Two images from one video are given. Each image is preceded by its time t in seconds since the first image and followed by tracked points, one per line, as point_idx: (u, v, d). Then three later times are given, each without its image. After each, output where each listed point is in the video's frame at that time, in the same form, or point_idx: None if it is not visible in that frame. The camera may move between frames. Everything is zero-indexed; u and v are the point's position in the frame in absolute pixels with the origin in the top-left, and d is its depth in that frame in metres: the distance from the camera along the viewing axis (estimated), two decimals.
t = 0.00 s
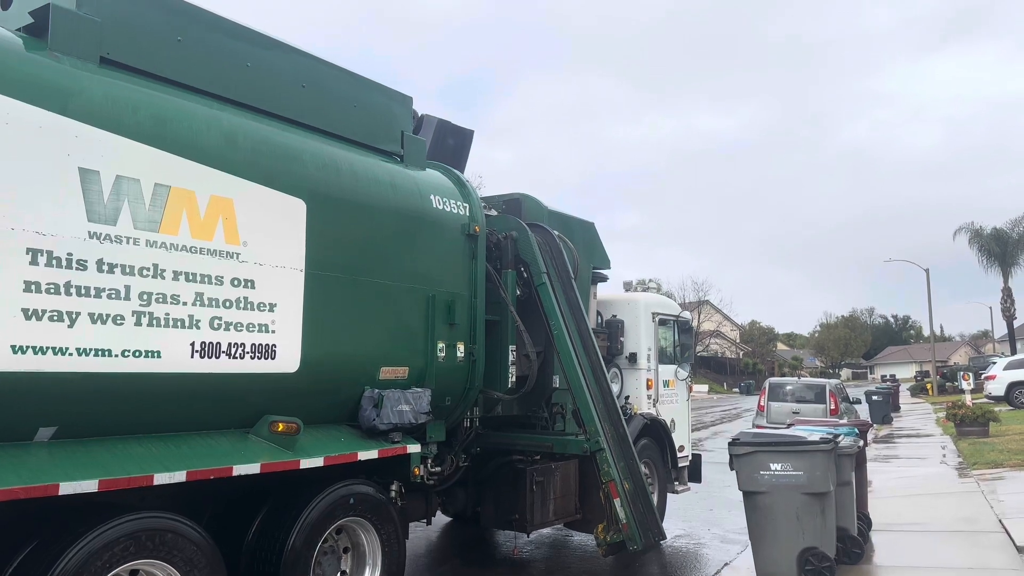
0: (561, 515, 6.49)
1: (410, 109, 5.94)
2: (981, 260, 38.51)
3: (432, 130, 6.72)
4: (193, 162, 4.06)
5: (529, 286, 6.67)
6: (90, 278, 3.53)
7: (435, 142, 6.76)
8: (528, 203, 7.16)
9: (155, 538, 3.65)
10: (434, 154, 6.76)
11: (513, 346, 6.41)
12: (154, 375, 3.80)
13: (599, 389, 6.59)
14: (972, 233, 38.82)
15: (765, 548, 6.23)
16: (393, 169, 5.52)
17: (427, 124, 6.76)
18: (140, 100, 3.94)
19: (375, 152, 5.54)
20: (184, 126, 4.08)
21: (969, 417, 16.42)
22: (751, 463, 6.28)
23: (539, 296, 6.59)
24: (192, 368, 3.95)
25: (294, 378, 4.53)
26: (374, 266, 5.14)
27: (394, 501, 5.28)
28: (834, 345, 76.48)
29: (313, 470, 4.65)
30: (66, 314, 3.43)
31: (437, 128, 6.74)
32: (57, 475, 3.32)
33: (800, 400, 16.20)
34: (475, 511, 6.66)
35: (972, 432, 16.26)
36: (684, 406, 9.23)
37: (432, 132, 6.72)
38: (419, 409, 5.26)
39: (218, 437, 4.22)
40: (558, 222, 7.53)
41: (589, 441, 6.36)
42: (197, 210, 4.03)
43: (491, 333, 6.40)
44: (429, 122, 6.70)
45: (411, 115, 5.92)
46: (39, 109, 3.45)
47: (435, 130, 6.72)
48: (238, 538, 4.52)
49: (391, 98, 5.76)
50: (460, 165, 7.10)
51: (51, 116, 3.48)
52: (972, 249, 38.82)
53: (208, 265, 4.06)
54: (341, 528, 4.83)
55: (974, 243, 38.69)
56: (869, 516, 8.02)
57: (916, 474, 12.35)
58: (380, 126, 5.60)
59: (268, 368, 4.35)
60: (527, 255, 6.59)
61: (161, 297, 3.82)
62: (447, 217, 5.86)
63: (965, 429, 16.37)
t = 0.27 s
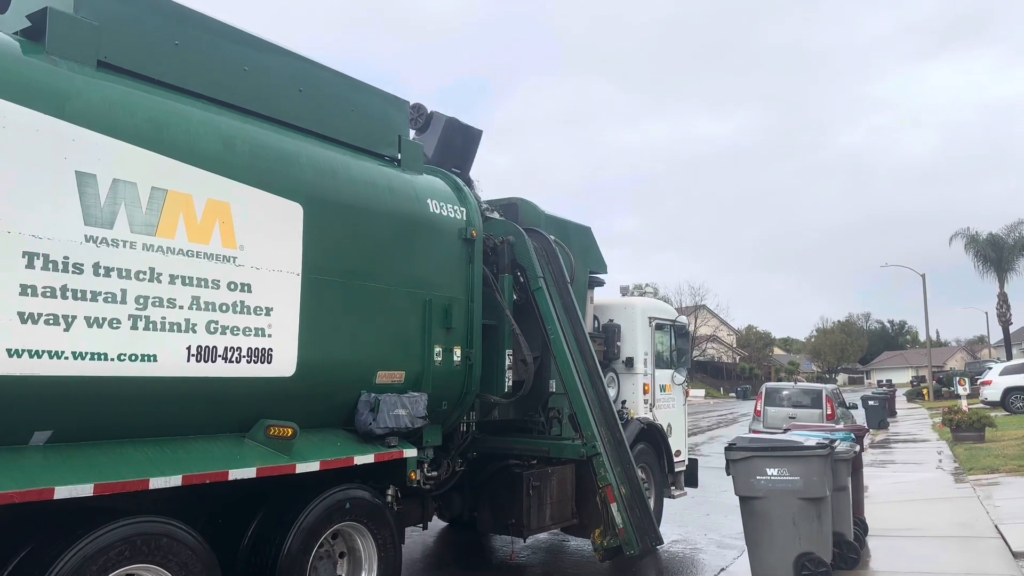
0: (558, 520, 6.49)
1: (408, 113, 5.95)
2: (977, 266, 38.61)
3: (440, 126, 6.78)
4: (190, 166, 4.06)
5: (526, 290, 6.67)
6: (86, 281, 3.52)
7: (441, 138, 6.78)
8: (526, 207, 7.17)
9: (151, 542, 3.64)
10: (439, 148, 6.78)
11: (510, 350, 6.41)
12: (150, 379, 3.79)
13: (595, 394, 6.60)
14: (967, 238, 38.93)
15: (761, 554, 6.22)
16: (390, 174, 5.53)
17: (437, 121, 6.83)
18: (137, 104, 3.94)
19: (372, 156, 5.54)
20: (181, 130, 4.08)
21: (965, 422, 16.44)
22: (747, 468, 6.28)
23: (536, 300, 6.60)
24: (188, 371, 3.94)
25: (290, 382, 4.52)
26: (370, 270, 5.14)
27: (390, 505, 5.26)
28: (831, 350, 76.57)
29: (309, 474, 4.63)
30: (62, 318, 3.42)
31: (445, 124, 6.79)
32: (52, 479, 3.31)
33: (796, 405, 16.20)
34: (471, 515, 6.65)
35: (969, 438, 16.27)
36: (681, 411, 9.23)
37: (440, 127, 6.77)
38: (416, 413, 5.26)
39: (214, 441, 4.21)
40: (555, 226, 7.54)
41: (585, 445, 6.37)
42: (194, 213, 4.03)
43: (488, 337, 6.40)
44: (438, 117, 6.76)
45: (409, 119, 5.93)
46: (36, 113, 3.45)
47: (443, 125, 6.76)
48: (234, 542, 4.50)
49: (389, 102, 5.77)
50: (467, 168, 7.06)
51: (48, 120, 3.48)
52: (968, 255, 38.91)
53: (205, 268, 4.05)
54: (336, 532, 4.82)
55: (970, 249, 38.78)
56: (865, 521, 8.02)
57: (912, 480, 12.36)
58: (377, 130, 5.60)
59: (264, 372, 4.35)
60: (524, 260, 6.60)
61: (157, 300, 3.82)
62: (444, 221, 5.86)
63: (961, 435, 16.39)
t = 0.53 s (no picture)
0: (553, 522, 6.49)
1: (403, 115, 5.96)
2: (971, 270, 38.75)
3: (576, 106, 6.65)
4: (184, 167, 4.06)
5: (521, 292, 6.69)
6: (81, 282, 3.52)
7: (559, 117, 6.77)
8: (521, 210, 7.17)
9: (144, 544, 3.64)
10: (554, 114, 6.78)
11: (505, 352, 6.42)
12: (144, 381, 3.78)
13: (589, 396, 6.62)
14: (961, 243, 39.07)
15: (756, 557, 6.23)
16: (385, 175, 5.53)
17: (575, 99, 6.67)
18: (132, 105, 3.94)
19: (366, 158, 5.55)
20: (175, 131, 4.08)
21: (960, 426, 16.49)
22: (742, 471, 6.30)
23: (531, 301, 6.60)
24: (182, 373, 3.94)
25: (285, 383, 4.52)
26: (366, 271, 5.14)
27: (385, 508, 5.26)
28: (826, 354, 76.73)
29: (304, 476, 4.63)
30: (56, 319, 3.42)
31: (574, 104, 6.67)
32: (45, 481, 3.31)
33: (792, 409, 16.23)
34: (466, 517, 6.64)
35: (963, 441, 16.32)
36: (676, 414, 9.24)
37: (570, 109, 6.69)
38: (411, 415, 5.26)
39: (208, 442, 4.20)
40: (551, 229, 7.55)
41: (580, 447, 6.36)
42: (188, 214, 4.03)
43: (483, 339, 6.40)
44: (580, 107, 6.62)
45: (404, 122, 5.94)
46: (31, 113, 3.45)
47: (578, 107, 6.65)
48: (228, 545, 4.49)
49: (384, 104, 5.78)
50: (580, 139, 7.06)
51: (42, 120, 3.48)
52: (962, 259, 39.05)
53: (199, 269, 4.05)
54: (331, 535, 4.81)
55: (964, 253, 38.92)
56: (859, 524, 8.04)
57: (907, 483, 12.38)
58: (372, 132, 5.61)
59: (258, 374, 4.34)
60: (518, 262, 6.63)
61: (152, 302, 3.81)
62: (439, 223, 5.87)
63: (956, 438, 16.43)
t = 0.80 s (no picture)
0: (548, 523, 6.50)
1: (401, 114, 5.94)
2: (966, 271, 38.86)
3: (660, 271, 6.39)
4: (181, 167, 4.04)
5: (519, 291, 6.67)
6: (76, 282, 3.50)
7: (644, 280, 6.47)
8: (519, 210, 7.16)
9: (138, 544, 3.62)
10: (637, 250, 6.43)
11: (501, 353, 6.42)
12: (139, 381, 3.76)
13: (586, 398, 6.61)
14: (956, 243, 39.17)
15: (751, 557, 6.24)
16: (383, 175, 5.52)
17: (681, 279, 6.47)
18: (129, 104, 3.92)
19: (363, 157, 5.53)
20: (173, 130, 4.06)
21: (953, 426, 16.54)
22: (736, 471, 6.30)
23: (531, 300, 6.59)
24: (177, 373, 3.92)
25: (281, 383, 4.51)
26: (364, 272, 5.13)
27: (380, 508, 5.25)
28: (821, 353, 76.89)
29: (299, 477, 4.61)
30: (50, 319, 3.40)
31: (659, 273, 6.40)
32: (38, 481, 3.29)
33: (786, 409, 16.26)
34: (461, 517, 6.63)
35: (957, 441, 16.37)
36: (672, 414, 9.25)
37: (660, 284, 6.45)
38: (407, 416, 5.25)
39: (203, 443, 4.18)
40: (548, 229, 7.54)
41: (576, 448, 6.35)
42: (185, 214, 4.01)
43: (479, 339, 6.39)
44: (664, 278, 6.40)
45: (402, 121, 5.92)
46: (26, 112, 3.42)
47: (647, 277, 6.41)
48: (223, 545, 4.48)
49: (382, 104, 5.76)
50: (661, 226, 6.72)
51: (38, 119, 3.46)
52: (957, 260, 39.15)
53: (195, 269, 4.03)
54: (326, 535, 4.80)
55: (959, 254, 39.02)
56: (854, 524, 8.06)
57: (901, 483, 12.42)
58: (370, 131, 5.59)
59: (254, 374, 4.32)
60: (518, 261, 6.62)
61: (147, 302, 3.79)
62: (436, 224, 5.85)
63: (949, 438, 16.48)
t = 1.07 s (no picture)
0: (544, 518, 6.52)
1: (400, 110, 5.93)
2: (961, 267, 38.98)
3: (650, 350, 6.68)
4: (178, 162, 4.02)
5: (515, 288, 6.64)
6: (73, 277, 3.49)
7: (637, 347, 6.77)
8: (516, 206, 7.16)
9: (134, 539, 3.62)
10: (637, 317, 6.76)
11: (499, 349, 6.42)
12: (135, 376, 3.76)
13: (582, 395, 6.59)
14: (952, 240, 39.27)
15: (745, 552, 6.26)
16: (381, 171, 5.51)
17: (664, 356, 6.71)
18: (126, 98, 3.90)
19: (361, 152, 5.51)
20: (170, 125, 4.04)
21: (947, 422, 16.62)
22: (731, 467, 6.31)
23: (526, 298, 6.53)
24: (174, 368, 3.92)
25: (278, 379, 4.50)
26: (360, 268, 5.12)
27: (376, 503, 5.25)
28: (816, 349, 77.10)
29: (295, 472, 4.61)
30: (47, 314, 3.39)
31: (651, 349, 6.68)
32: (35, 476, 3.28)
33: (781, 404, 16.31)
34: (457, 513, 6.64)
35: (950, 437, 16.45)
36: (667, 411, 9.27)
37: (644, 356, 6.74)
38: (403, 411, 5.26)
39: (200, 439, 4.18)
40: (546, 225, 7.55)
41: (572, 445, 6.38)
42: (183, 209, 4.00)
43: (476, 336, 6.39)
44: (654, 358, 6.68)
45: (401, 117, 5.91)
46: (24, 106, 3.40)
47: (638, 346, 6.76)
48: (219, 540, 4.48)
49: (380, 99, 5.75)
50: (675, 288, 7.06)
51: (35, 112, 3.44)
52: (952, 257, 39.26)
53: (193, 265, 4.02)
54: (322, 530, 4.80)
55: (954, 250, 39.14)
56: (848, 519, 8.10)
57: (895, 479, 12.48)
58: (368, 126, 5.57)
59: (251, 370, 4.32)
60: (514, 257, 6.55)
61: (144, 297, 3.78)
62: (434, 219, 5.85)
63: (943, 434, 16.56)
